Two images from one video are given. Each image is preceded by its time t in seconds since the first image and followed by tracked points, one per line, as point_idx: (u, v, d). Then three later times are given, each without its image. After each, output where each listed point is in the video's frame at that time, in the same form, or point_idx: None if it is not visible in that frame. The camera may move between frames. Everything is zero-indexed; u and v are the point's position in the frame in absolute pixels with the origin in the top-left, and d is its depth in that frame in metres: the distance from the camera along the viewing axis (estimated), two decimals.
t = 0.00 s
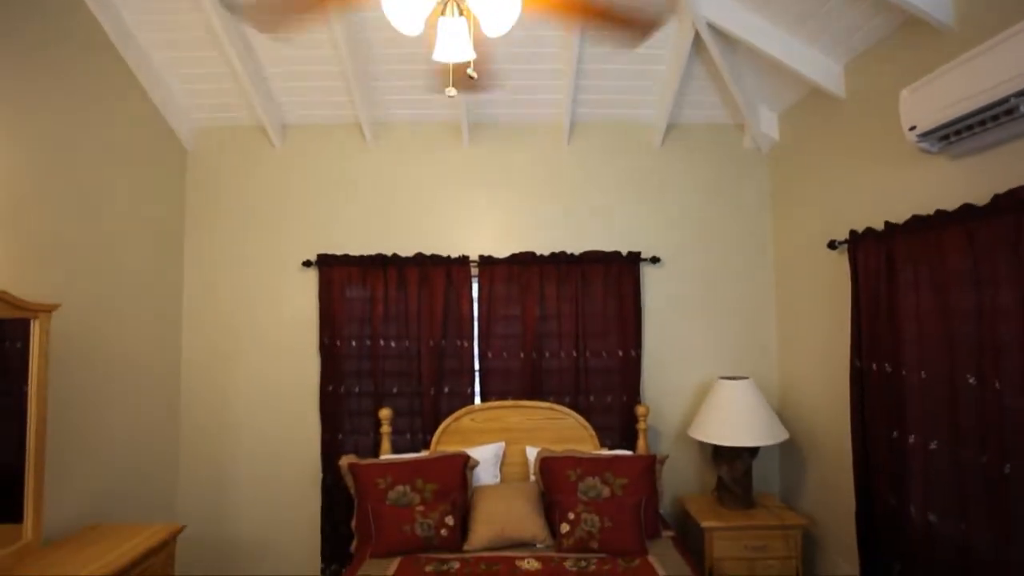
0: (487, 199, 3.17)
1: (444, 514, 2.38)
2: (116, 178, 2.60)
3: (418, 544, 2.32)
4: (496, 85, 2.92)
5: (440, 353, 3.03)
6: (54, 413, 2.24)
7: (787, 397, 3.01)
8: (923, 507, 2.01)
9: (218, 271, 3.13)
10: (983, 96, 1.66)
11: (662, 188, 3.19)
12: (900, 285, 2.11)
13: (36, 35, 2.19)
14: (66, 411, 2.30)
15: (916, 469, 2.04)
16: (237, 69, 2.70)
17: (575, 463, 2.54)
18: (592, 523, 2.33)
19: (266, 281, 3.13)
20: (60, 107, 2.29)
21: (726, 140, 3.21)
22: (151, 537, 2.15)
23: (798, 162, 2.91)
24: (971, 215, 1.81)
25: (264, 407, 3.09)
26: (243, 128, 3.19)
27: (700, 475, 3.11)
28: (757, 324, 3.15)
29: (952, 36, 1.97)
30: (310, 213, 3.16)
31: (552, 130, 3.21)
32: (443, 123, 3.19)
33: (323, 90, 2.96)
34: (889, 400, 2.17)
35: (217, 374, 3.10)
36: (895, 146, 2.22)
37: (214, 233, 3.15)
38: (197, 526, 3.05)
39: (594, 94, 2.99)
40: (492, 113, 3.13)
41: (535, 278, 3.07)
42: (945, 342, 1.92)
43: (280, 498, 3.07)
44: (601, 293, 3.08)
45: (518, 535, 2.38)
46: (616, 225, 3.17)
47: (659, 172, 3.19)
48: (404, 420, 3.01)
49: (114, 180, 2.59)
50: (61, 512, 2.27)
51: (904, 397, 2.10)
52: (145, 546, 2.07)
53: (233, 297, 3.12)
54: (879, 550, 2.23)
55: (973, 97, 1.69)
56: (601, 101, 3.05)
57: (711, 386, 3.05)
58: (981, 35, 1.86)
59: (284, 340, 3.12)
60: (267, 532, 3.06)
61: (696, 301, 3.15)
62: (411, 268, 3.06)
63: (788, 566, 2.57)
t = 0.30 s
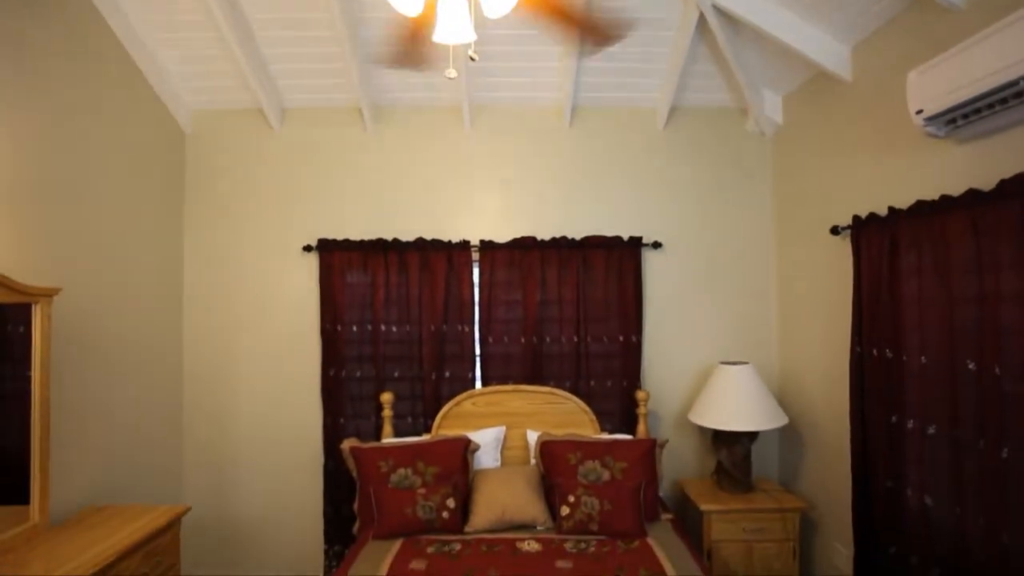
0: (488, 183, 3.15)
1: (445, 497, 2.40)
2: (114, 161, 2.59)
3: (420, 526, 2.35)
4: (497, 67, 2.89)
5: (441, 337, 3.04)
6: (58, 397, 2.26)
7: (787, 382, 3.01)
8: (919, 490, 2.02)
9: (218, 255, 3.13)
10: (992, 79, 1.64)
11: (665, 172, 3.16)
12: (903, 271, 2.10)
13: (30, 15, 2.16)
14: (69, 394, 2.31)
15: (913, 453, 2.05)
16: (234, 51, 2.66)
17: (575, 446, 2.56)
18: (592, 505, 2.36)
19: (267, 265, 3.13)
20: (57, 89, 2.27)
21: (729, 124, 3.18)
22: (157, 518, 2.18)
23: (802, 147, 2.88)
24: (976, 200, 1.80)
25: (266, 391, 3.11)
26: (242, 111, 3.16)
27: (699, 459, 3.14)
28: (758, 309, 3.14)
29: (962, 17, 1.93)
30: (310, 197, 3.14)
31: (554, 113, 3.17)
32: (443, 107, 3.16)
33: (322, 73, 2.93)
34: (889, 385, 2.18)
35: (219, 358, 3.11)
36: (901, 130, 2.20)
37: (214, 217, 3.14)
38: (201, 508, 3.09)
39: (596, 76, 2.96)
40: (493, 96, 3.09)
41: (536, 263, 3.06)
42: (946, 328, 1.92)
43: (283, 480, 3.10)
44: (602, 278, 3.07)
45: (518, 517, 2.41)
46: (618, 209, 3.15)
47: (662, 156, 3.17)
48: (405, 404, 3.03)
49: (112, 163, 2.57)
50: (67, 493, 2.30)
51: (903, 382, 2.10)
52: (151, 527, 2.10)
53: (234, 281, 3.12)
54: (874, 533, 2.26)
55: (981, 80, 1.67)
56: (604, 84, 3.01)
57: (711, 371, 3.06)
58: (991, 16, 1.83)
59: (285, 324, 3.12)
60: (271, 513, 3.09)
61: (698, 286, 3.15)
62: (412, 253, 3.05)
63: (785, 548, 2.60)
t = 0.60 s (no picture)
0: (490, 166, 3.13)
1: (448, 478, 2.42)
2: (113, 144, 2.57)
3: (423, 507, 2.38)
4: (499, 47, 2.84)
5: (444, 321, 3.04)
6: (63, 379, 2.27)
7: (790, 366, 3.01)
8: (919, 474, 2.03)
9: (221, 238, 3.12)
10: (1003, 60, 1.60)
11: (669, 155, 3.13)
12: (908, 255, 2.09)
13: None
14: (74, 377, 2.33)
15: (914, 437, 2.06)
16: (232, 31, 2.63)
17: (577, 429, 2.58)
18: (593, 487, 2.38)
19: (269, 249, 3.12)
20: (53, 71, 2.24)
21: (735, 106, 3.14)
22: (164, 498, 2.20)
23: (809, 129, 2.84)
24: (985, 184, 1.77)
25: (270, 374, 3.13)
26: (242, 93, 3.13)
27: (700, 442, 3.16)
28: (761, 293, 3.14)
29: None
30: (311, 180, 3.12)
31: (557, 94, 3.13)
32: (446, 88, 3.12)
33: (323, 53, 2.89)
34: (890, 369, 2.18)
35: (222, 342, 3.12)
36: (910, 112, 2.16)
37: (216, 200, 3.12)
38: (208, 488, 3.13)
39: (600, 57, 2.92)
40: (495, 77, 3.05)
41: (539, 246, 3.05)
42: (951, 312, 1.91)
43: (287, 462, 3.13)
44: (604, 262, 3.06)
45: (520, 498, 2.43)
46: (621, 193, 3.13)
47: (666, 139, 3.13)
48: (408, 387, 3.05)
49: (111, 146, 2.56)
50: (75, 473, 2.33)
51: (905, 366, 2.10)
52: (158, 507, 2.12)
53: (236, 265, 3.12)
54: (873, 515, 2.28)
55: (992, 61, 1.64)
56: (608, 65, 2.97)
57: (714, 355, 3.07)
58: None
59: (288, 308, 3.13)
60: (276, 494, 3.13)
61: (701, 269, 3.14)
62: (414, 236, 3.04)
63: (784, 530, 2.63)
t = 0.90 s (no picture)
0: (493, 149, 3.10)
1: (451, 461, 2.44)
2: (112, 127, 2.55)
3: (427, 490, 2.40)
4: (502, 28, 2.80)
5: (447, 305, 3.04)
6: (68, 363, 2.29)
7: (793, 351, 3.01)
8: (920, 459, 2.04)
9: (223, 223, 3.12)
10: (1017, 40, 1.57)
11: (674, 138, 3.09)
12: (914, 239, 2.07)
13: None
14: (79, 362, 2.34)
15: (915, 422, 2.06)
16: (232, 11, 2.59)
17: (580, 414, 2.59)
18: (595, 470, 2.39)
19: (271, 233, 3.12)
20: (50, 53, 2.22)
21: (741, 89, 3.09)
22: (170, 481, 2.22)
23: (816, 112, 2.80)
24: (995, 168, 1.75)
25: (274, 358, 3.14)
26: (243, 76, 3.09)
27: (702, 426, 3.17)
28: (765, 278, 3.12)
29: None
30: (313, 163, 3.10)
31: (561, 77, 3.09)
32: (448, 70, 3.08)
33: (324, 35, 2.85)
34: (894, 354, 2.17)
35: (227, 326, 3.13)
36: (920, 95, 2.13)
37: (218, 184, 3.11)
38: (214, 471, 3.17)
39: (605, 38, 2.87)
40: (499, 58, 3.01)
41: (542, 230, 3.04)
42: (957, 298, 1.90)
43: (291, 445, 3.16)
44: (608, 246, 3.05)
45: (523, 481, 2.45)
46: (625, 176, 3.10)
47: (671, 122, 3.09)
48: (411, 371, 3.06)
49: (110, 130, 2.54)
50: (83, 455, 2.35)
51: (909, 352, 2.09)
52: (165, 489, 2.15)
53: (239, 249, 3.12)
54: (873, 499, 2.29)
55: (1006, 41, 1.60)
56: (612, 46, 2.92)
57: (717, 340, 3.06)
58: None
59: (291, 292, 3.13)
60: (282, 476, 3.17)
61: (705, 254, 3.12)
62: (417, 220, 3.03)
63: (785, 514, 2.65)
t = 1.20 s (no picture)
0: (495, 132, 3.07)
1: (452, 445, 2.46)
2: (109, 109, 2.53)
3: (429, 472, 2.42)
4: (504, 8, 2.76)
5: (448, 289, 3.04)
6: (71, 346, 2.29)
7: (794, 335, 3.01)
8: (919, 443, 2.05)
9: (223, 206, 3.10)
10: None
11: (677, 120, 3.06)
12: (919, 224, 2.06)
13: None
14: (82, 345, 2.35)
15: (916, 407, 2.06)
16: None
17: (581, 398, 2.61)
18: (595, 453, 2.41)
19: (271, 217, 3.11)
20: (45, 34, 2.19)
21: (746, 71, 3.05)
22: (173, 463, 2.24)
23: (821, 94, 2.76)
24: (1003, 152, 1.72)
25: (276, 342, 3.15)
26: (241, 57, 3.06)
27: (702, 410, 3.19)
28: (767, 262, 3.11)
29: None
30: (313, 147, 3.08)
31: (563, 58, 3.05)
32: (449, 52, 3.04)
33: (323, 15, 2.81)
34: (896, 339, 2.17)
35: (228, 310, 3.14)
36: (928, 77, 2.09)
37: (217, 167, 3.09)
38: (217, 453, 3.20)
39: (608, 18, 2.83)
40: (500, 39, 2.97)
41: (544, 214, 3.02)
42: (960, 283, 1.89)
43: (294, 428, 3.19)
44: (610, 230, 3.03)
45: (524, 464, 2.47)
46: (627, 160, 3.07)
47: (674, 104, 3.06)
48: (412, 354, 3.07)
49: (108, 112, 2.52)
50: (88, 438, 2.37)
51: (910, 337, 2.09)
52: (170, 471, 2.17)
53: (239, 233, 3.11)
54: (872, 483, 2.31)
55: (1019, 21, 1.56)
56: (616, 27, 2.88)
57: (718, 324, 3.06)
58: None
59: (292, 276, 3.13)
60: (285, 458, 3.20)
61: (707, 238, 3.11)
62: (418, 204, 3.01)
63: (784, 497, 2.68)
